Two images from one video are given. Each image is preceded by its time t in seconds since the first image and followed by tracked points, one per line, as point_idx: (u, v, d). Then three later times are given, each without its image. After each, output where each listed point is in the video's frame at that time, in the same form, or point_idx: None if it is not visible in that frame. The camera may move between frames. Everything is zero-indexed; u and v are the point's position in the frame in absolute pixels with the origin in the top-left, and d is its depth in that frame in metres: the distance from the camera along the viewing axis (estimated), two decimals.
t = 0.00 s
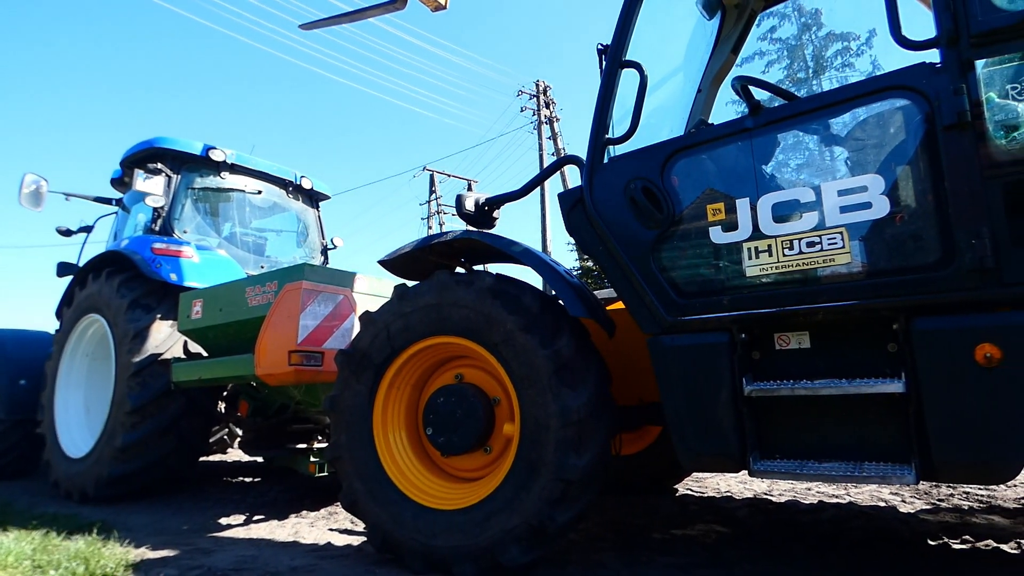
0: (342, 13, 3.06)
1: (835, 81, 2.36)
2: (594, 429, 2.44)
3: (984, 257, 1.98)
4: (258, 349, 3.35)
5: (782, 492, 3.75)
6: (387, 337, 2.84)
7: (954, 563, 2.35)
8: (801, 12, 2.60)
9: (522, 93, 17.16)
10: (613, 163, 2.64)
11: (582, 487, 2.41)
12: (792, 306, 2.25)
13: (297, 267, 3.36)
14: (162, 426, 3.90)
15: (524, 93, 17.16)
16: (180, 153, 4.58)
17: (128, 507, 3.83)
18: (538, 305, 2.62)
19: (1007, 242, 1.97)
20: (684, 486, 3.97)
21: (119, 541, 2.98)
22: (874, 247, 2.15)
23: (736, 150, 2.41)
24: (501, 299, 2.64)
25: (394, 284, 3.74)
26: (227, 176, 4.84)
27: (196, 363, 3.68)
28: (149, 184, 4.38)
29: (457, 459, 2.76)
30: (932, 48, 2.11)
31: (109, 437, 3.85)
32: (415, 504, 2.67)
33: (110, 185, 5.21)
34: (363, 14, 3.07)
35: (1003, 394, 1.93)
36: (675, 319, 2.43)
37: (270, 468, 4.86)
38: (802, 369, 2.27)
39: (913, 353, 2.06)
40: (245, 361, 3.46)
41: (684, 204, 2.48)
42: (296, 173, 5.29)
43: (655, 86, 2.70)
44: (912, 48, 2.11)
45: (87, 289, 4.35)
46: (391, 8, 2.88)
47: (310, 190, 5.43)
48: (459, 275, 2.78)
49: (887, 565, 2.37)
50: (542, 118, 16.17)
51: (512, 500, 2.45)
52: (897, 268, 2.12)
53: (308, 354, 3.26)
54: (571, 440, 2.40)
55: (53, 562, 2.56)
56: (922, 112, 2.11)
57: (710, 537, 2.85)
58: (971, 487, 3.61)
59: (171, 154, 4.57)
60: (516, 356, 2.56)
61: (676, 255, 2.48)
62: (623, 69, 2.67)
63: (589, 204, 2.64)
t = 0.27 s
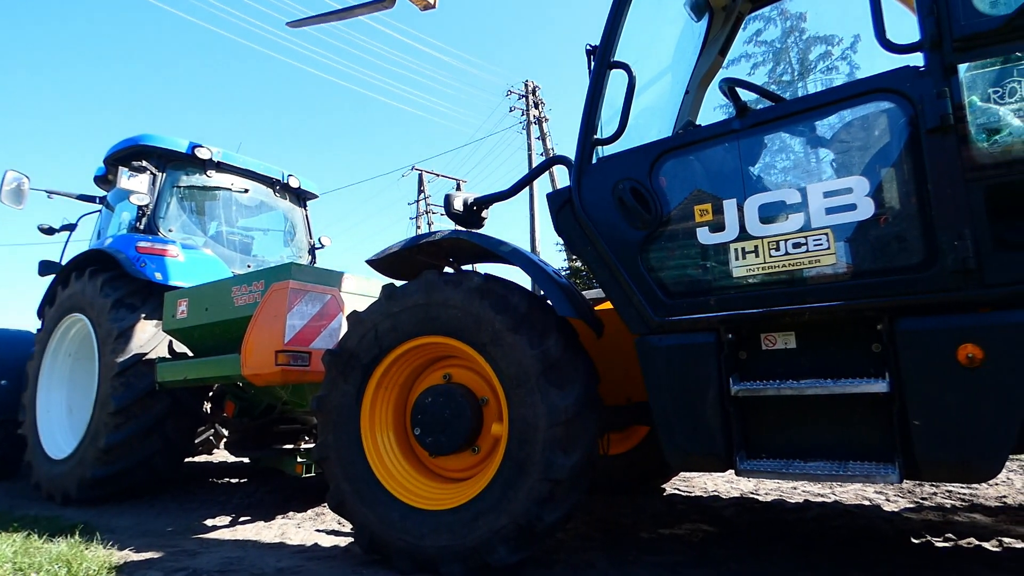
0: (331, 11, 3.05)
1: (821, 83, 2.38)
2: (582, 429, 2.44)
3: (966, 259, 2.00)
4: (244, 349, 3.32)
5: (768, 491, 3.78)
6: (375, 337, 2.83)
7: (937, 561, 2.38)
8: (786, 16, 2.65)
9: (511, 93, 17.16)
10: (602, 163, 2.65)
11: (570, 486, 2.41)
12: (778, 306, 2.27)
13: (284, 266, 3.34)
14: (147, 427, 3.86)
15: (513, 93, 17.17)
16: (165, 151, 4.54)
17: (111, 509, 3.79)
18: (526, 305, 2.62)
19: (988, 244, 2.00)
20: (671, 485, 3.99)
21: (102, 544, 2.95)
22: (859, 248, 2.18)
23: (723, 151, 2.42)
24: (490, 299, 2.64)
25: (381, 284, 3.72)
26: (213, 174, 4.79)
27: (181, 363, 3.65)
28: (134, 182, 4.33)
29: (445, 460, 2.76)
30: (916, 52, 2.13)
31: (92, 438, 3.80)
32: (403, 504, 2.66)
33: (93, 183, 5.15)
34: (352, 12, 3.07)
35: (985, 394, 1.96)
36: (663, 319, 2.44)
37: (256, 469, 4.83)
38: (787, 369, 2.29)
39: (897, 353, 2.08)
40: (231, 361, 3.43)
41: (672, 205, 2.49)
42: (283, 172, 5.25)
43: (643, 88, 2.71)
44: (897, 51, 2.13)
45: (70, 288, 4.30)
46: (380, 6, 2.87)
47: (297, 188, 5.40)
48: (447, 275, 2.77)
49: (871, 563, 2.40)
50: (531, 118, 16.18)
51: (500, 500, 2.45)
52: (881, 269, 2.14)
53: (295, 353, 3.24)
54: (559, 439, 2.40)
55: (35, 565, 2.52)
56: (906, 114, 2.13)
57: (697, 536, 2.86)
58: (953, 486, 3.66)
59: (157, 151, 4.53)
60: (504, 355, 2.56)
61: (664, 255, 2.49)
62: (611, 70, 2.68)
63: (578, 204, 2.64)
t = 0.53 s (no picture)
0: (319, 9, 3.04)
1: (807, 86, 2.40)
2: (570, 428, 2.45)
3: (949, 259, 2.03)
4: (231, 348, 3.30)
5: (755, 489, 3.81)
6: (363, 337, 2.81)
7: (919, 558, 2.41)
8: (773, 19, 2.67)
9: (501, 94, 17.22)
10: (590, 164, 2.65)
11: (557, 485, 2.41)
12: (765, 306, 2.29)
13: (271, 265, 3.32)
14: (131, 427, 3.82)
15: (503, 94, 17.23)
16: (151, 148, 4.49)
17: (94, 510, 3.75)
18: (514, 304, 2.62)
19: (971, 245, 2.02)
20: (659, 484, 4.01)
21: (85, 545, 2.91)
22: (844, 249, 2.20)
23: (711, 152, 2.43)
24: (478, 299, 2.63)
25: (369, 283, 3.71)
26: (199, 172, 4.75)
27: (166, 363, 3.61)
28: (118, 179, 4.29)
29: (433, 459, 2.75)
30: (901, 55, 2.16)
31: (75, 438, 3.76)
32: (390, 504, 2.65)
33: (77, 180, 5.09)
34: (340, 10, 3.06)
35: (968, 393, 1.98)
36: (651, 319, 2.45)
37: (242, 469, 4.79)
38: (773, 368, 2.31)
39: (881, 353, 2.11)
40: (217, 360, 3.40)
41: (661, 205, 2.50)
42: (270, 170, 5.22)
43: (631, 89, 2.72)
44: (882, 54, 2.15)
45: (53, 286, 4.24)
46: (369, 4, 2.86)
47: (285, 187, 5.37)
48: (435, 274, 2.77)
49: (855, 560, 2.43)
50: (520, 118, 16.17)
51: (487, 500, 2.45)
52: (866, 270, 2.16)
53: (282, 353, 3.22)
54: (547, 439, 2.40)
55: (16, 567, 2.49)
56: (890, 117, 2.15)
57: (684, 535, 2.88)
58: (936, 484, 3.70)
59: (141, 148, 4.47)
60: (492, 355, 2.56)
61: (652, 255, 2.50)
62: (600, 70, 2.68)
63: (566, 204, 2.65)
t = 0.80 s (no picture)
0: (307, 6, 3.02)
1: (793, 88, 2.41)
2: (558, 428, 2.45)
3: (932, 261, 2.05)
4: (216, 348, 3.27)
5: (740, 488, 3.83)
6: (350, 337, 2.80)
7: (902, 556, 2.44)
8: (761, 22, 2.68)
9: (490, 93, 17.20)
10: (578, 164, 2.66)
11: (545, 485, 2.41)
12: (751, 306, 2.30)
13: (257, 264, 3.29)
14: (114, 427, 3.77)
15: (491, 93, 17.20)
16: (135, 145, 4.44)
17: (76, 512, 3.70)
18: (502, 304, 2.61)
19: (953, 246, 2.05)
20: (646, 484, 4.02)
21: (66, 547, 2.87)
22: (830, 250, 2.22)
23: (698, 153, 2.44)
24: (466, 298, 2.63)
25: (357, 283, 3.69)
26: (185, 170, 4.71)
27: (150, 363, 3.58)
28: (102, 176, 4.23)
29: (420, 459, 2.74)
30: (886, 58, 2.18)
31: (57, 439, 3.70)
32: (377, 504, 2.64)
33: (59, 177, 5.02)
34: (328, 8, 3.04)
35: (950, 392, 2.01)
36: (638, 320, 2.46)
37: (227, 470, 4.75)
38: (759, 368, 2.32)
39: (864, 353, 2.13)
40: (202, 360, 3.37)
41: (648, 206, 2.51)
42: (257, 168, 5.18)
43: (620, 90, 2.73)
44: (867, 58, 2.17)
45: (34, 285, 4.18)
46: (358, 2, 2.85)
47: (271, 185, 5.33)
48: (423, 274, 2.76)
49: (840, 558, 2.45)
50: (509, 118, 16.18)
51: (475, 500, 2.44)
52: (851, 271, 2.18)
53: (268, 352, 3.20)
54: (534, 438, 2.40)
55: None
56: (875, 119, 2.17)
57: (671, 534, 2.89)
58: (918, 482, 3.75)
59: (126, 145, 4.42)
60: (480, 355, 2.55)
61: (640, 256, 2.51)
62: (589, 71, 2.68)
63: (554, 204, 2.65)
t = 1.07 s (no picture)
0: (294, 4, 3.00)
1: (779, 90, 2.43)
2: (545, 428, 2.45)
3: (915, 262, 2.07)
4: (202, 347, 3.24)
5: (727, 488, 3.86)
6: (337, 336, 2.79)
7: (886, 554, 2.46)
8: (750, 23, 2.68)
9: (479, 93, 17.18)
10: (567, 164, 2.66)
11: (532, 485, 2.41)
12: (737, 306, 2.32)
13: (243, 263, 3.27)
14: (97, 428, 3.73)
15: (480, 93, 17.18)
16: (119, 143, 4.38)
17: (58, 514, 3.65)
18: (490, 304, 2.61)
19: (936, 248, 2.08)
20: (633, 483, 4.04)
21: (47, 550, 2.83)
22: (815, 251, 2.24)
23: (686, 154, 2.46)
24: (454, 298, 2.62)
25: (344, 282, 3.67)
26: (170, 168, 4.66)
27: (134, 363, 3.54)
28: (85, 173, 4.17)
29: (408, 459, 2.74)
30: (870, 61, 2.20)
31: (39, 440, 3.66)
32: (364, 505, 2.62)
33: (41, 174, 4.95)
34: (316, 6, 3.03)
35: (933, 392, 2.03)
36: (626, 320, 2.47)
37: (212, 471, 4.71)
38: (745, 368, 2.34)
39: (849, 353, 2.15)
40: (187, 360, 3.33)
41: (637, 206, 2.52)
42: (243, 166, 5.14)
43: (608, 90, 2.73)
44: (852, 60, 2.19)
45: (15, 283, 4.12)
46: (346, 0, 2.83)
47: (258, 183, 5.30)
48: (411, 274, 2.75)
49: (825, 557, 2.47)
50: (498, 118, 16.15)
51: (462, 500, 2.44)
52: (836, 272, 2.20)
53: (254, 352, 3.17)
54: (522, 438, 2.40)
55: None
56: (860, 122, 2.19)
57: (658, 533, 2.91)
58: (901, 481, 3.79)
59: (109, 142, 4.36)
60: (468, 355, 2.55)
61: (628, 256, 2.52)
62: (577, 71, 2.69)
63: (543, 204, 2.65)
